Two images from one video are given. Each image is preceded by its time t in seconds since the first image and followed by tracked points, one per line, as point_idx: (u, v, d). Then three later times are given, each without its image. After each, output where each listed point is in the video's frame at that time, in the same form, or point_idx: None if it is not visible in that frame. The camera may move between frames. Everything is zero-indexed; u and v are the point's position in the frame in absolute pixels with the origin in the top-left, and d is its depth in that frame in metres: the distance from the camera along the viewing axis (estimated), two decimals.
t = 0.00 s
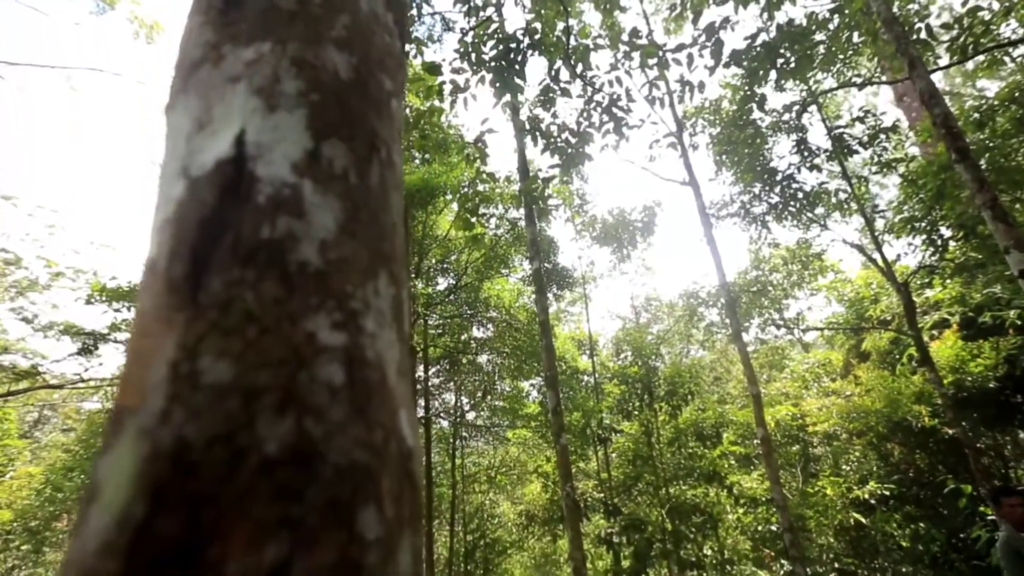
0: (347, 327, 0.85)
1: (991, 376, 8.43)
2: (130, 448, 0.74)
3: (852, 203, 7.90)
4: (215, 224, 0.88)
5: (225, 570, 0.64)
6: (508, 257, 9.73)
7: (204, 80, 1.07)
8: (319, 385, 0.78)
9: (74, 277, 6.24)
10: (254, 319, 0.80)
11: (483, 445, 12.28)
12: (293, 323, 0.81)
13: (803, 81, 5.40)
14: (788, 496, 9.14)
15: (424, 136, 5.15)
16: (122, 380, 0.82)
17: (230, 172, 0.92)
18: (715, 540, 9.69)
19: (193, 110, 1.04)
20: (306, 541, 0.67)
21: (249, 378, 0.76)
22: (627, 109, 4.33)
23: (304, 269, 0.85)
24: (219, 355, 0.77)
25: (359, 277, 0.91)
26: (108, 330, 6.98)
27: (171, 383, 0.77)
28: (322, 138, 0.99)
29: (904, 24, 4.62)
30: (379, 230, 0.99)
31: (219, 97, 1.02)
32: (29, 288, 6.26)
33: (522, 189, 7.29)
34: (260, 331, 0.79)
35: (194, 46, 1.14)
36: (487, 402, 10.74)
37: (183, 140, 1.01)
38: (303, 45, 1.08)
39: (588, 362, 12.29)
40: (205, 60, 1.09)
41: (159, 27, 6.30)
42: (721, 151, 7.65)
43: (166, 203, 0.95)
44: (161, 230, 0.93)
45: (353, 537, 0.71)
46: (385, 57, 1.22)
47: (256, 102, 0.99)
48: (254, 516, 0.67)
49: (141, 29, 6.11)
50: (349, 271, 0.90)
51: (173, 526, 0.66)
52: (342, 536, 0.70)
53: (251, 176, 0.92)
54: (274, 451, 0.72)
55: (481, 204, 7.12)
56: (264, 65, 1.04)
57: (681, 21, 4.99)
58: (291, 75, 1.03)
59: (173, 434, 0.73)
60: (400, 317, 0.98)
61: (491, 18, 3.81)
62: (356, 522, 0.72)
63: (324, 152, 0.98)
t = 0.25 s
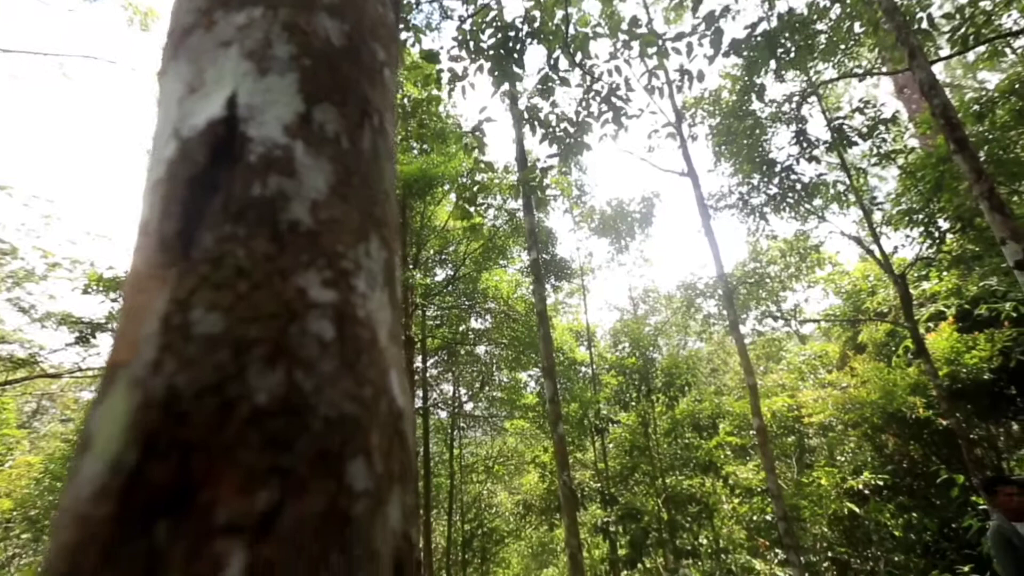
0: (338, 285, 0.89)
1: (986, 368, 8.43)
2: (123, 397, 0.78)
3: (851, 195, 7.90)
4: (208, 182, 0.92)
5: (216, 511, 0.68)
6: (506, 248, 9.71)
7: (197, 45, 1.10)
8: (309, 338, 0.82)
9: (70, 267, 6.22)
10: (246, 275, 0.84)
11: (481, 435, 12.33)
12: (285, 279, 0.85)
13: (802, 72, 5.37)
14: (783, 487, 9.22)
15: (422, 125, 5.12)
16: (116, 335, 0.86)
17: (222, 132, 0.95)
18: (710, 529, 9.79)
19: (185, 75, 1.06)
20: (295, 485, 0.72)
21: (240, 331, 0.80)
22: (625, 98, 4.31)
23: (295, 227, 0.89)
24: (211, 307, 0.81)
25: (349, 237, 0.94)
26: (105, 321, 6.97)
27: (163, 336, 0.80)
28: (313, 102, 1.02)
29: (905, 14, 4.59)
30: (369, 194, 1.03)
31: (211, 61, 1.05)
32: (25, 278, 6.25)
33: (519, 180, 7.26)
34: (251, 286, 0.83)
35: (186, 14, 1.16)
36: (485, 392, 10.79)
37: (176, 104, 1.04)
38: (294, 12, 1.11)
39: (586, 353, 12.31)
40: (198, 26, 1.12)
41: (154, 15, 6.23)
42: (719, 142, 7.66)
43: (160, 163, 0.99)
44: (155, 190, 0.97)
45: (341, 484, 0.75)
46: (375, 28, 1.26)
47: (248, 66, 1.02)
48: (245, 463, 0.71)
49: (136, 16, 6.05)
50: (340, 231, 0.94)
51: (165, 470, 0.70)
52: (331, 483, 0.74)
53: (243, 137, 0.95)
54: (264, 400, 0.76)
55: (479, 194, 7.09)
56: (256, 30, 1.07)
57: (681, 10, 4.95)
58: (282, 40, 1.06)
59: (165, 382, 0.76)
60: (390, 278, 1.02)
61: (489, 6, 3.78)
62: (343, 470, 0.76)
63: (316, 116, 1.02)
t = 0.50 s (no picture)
0: (329, 239, 0.94)
1: (981, 359, 8.48)
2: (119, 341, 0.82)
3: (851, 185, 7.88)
4: (201, 136, 0.97)
5: (211, 449, 0.73)
6: (505, 237, 9.70)
7: (189, 6, 1.14)
8: (301, 287, 0.87)
9: (67, 255, 6.21)
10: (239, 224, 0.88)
11: (479, 424, 12.40)
12: (278, 230, 0.90)
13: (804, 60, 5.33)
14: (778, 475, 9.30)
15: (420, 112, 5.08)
16: (112, 284, 0.90)
17: (216, 89, 1.00)
18: (705, 517, 9.89)
19: (179, 36, 1.11)
20: (288, 426, 0.76)
21: (233, 278, 0.84)
22: (625, 85, 4.27)
23: (287, 181, 0.95)
24: (205, 254, 0.85)
25: (341, 195, 1.00)
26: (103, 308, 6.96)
27: (158, 280, 0.84)
28: (306, 63, 1.08)
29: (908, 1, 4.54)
30: (360, 154, 1.09)
31: (204, 22, 1.10)
32: (22, 266, 6.24)
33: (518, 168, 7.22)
34: (244, 235, 0.87)
35: None
36: (483, 381, 10.85)
37: (170, 63, 1.09)
38: None
39: (583, 342, 12.33)
40: None
41: None
42: (719, 131, 7.65)
43: (153, 119, 1.04)
44: (150, 146, 1.02)
45: (331, 427, 0.80)
46: None
47: (241, 27, 1.07)
48: (238, 406, 0.76)
49: None
50: (332, 187, 0.99)
51: (160, 410, 0.75)
52: (323, 426, 0.79)
53: (236, 93, 1.00)
54: (257, 344, 0.81)
55: (477, 183, 7.06)
56: None
57: None
58: (275, 4, 1.11)
59: (160, 325, 0.80)
60: (379, 236, 1.07)
61: None
62: (334, 414, 0.81)
63: (310, 77, 1.07)
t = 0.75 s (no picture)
0: (320, 206, 1.02)
1: (976, 352, 8.54)
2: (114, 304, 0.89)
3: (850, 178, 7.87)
4: (192, 104, 1.05)
5: (204, 406, 0.82)
6: (504, 229, 9.68)
7: None
8: (291, 252, 0.95)
9: (64, 246, 6.18)
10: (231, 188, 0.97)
11: (477, 415, 12.45)
12: (270, 196, 0.98)
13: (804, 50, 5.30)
14: (774, 468, 9.34)
15: (418, 103, 5.04)
16: (110, 248, 0.98)
17: (208, 59, 1.08)
18: (702, 507, 9.98)
19: (171, 10, 1.18)
20: (277, 383, 0.85)
21: (226, 243, 0.92)
22: (625, 76, 4.25)
23: (279, 150, 1.02)
24: (199, 216, 0.94)
25: (331, 163, 1.07)
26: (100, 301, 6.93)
27: (155, 241, 0.93)
28: (297, 35, 1.15)
29: None
30: (350, 124, 1.16)
31: None
32: (19, 257, 6.21)
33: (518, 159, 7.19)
34: (236, 200, 0.96)
35: None
36: (481, 372, 10.88)
37: (162, 36, 1.16)
38: None
39: (582, 335, 12.35)
40: None
41: None
42: (718, 123, 7.65)
43: (145, 88, 1.12)
44: (143, 114, 1.10)
45: (320, 385, 0.89)
46: None
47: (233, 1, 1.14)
48: (231, 365, 0.84)
49: None
50: (324, 156, 1.07)
51: (154, 366, 0.83)
52: (312, 384, 0.88)
53: (230, 63, 1.07)
54: (248, 305, 0.89)
55: (476, 174, 7.04)
56: None
57: None
58: None
59: (155, 287, 0.89)
60: (370, 207, 1.15)
61: None
62: (323, 373, 0.89)
63: (301, 49, 1.15)
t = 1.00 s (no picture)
0: (305, 154, 1.01)
1: (973, 338, 8.57)
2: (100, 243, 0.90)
3: (850, 164, 7.82)
4: (173, 46, 1.05)
5: (187, 339, 0.82)
6: (503, 215, 9.63)
7: None
8: (276, 193, 0.95)
9: (61, 233, 6.15)
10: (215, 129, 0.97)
11: (476, 401, 12.53)
12: (256, 140, 0.98)
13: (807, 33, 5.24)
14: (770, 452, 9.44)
15: (415, 86, 4.97)
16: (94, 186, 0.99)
17: (190, 5, 1.08)
18: (698, 491, 10.09)
19: None
20: (262, 324, 0.85)
21: (208, 181, 0.92)
22: (625, 59, 4.19)
23: (263, 94, 1.02)
24: (185, 156, 0.94)
25: (318, 112, 1.07)
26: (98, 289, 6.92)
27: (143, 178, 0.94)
28: None
29: None
30: (338, 77, 1.16)
31: None
32: (16, 244, 6.18)
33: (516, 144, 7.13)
34: (219, 140, 0.96)
35: None
36: (479, 358, 10.93)
37: None
38: None
39: (580, 321, 12.37)
40: None
41: None
42: (719, 108, 7.58)
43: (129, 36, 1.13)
44: (128, 60, 1.10)
45: (303, 326, 0.88)
46: None
47: None
48: (214, 299, 0.85)
49: None
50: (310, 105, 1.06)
51: (135, 299, 0.83)
52: (297, 323, 0.88)
53: (213, 9, 1.07)
54: (232, 246, 0.89)
55: (474, 159, 6.98)
56: None
57: None
58: None
59: (136, 221, 0.89)
60: (358, 159, 1.14)
61: None
62: (306, 315, 0.89)
63: None
